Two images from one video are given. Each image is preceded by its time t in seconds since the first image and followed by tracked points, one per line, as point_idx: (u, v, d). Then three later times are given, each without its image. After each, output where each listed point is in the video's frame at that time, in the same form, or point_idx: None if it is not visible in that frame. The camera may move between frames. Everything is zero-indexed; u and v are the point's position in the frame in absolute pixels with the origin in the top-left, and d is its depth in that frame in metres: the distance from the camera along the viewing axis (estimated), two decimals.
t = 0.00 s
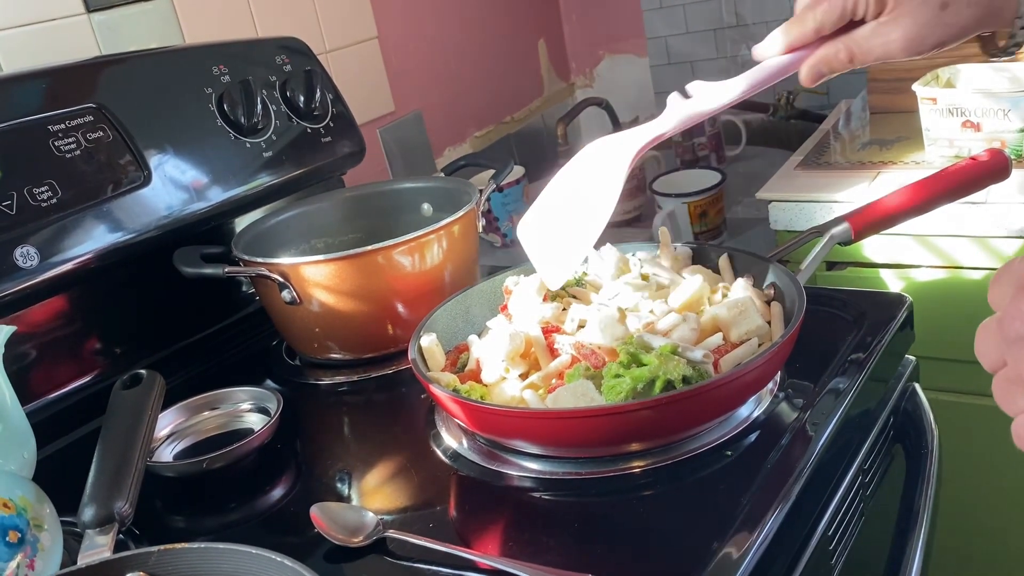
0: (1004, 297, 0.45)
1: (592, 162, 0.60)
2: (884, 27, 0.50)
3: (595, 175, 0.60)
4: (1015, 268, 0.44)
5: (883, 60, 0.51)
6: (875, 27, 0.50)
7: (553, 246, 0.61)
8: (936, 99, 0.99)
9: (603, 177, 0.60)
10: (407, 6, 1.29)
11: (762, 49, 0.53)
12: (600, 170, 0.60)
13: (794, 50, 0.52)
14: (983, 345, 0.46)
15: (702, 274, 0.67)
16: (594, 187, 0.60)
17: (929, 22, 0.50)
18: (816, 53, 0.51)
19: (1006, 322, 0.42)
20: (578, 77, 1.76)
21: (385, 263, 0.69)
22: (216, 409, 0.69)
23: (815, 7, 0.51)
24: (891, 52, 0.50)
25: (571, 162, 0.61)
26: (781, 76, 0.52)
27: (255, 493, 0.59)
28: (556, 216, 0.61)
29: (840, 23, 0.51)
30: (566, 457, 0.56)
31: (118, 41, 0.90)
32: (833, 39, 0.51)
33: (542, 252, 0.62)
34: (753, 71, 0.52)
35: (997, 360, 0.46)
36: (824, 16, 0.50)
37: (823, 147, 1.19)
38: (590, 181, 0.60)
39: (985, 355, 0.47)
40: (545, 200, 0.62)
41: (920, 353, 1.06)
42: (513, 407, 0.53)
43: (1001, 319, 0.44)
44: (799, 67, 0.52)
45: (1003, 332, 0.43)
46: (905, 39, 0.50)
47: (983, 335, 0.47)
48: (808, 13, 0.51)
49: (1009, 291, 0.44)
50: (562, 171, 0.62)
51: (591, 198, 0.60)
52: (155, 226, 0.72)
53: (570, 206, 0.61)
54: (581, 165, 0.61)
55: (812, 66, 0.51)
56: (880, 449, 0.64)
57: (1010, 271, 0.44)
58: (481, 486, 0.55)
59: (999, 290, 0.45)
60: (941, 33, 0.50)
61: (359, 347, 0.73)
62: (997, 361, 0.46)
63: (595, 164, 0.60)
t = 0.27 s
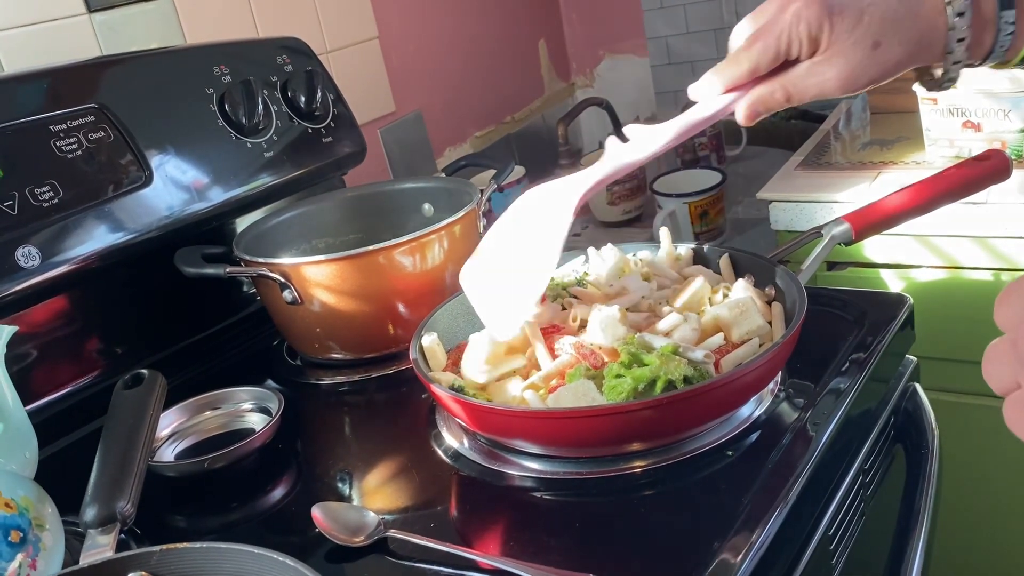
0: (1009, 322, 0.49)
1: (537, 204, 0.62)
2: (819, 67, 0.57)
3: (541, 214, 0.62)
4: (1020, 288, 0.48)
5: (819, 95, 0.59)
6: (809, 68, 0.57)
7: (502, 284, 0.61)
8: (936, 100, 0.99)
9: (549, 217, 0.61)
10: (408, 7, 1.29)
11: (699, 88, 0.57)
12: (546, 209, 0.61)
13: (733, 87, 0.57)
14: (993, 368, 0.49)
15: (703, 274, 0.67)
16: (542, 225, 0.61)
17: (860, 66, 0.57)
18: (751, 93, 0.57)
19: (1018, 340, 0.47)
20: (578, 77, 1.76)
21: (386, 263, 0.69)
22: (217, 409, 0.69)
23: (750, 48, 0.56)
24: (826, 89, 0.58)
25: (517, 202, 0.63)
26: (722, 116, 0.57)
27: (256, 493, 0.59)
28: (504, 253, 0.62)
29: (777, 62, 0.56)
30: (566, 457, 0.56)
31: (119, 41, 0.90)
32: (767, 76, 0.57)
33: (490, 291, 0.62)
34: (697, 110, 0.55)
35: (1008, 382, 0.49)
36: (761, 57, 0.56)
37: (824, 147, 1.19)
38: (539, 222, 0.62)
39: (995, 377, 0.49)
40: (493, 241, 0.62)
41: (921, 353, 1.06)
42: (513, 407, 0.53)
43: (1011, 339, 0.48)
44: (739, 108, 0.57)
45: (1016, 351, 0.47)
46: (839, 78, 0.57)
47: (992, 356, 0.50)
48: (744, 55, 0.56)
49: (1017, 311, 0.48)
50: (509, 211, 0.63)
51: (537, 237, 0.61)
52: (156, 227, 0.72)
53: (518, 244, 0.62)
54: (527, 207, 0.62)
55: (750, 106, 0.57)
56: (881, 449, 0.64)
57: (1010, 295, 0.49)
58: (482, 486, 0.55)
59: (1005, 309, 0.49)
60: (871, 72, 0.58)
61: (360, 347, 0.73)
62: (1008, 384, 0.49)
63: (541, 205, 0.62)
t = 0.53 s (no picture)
0: (999, 326, 0.49)
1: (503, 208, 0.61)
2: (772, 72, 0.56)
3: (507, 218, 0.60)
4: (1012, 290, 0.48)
5: (776, 100, 0.58)
6: (764, 73, 0.56)
7: (468, 287, 0.59)
8: (936, 99, 0.99)
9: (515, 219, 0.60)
10: (408, 6, 1.29)
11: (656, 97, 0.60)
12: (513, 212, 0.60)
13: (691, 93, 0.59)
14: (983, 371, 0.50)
15: (702, 273, 0.67)
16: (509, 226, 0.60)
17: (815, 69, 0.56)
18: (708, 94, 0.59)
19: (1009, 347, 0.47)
20: (578, 77, 1.76)
21: (384, 262, 0.69)
22: (216, 408, 0.69)
23: (703, 54, 0.57)
24: (783, 93, 0.57)
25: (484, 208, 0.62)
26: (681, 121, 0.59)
27: (255, 492, 0.59)
28: (470, 257, 0.60)
29: (732, 66, 0.57)
30: (565, 456, 0.56)
31: (118, 40, 0.90)
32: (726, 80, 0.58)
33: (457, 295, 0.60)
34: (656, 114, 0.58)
35: (1000, 386, 0.49)
36: (715, 63, 0.57)
37: (823, 146, 1.19)
38: (505, 226, 0.60)
39: (986, 379, 0.50)
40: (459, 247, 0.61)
41: (921, 353, 1.06)
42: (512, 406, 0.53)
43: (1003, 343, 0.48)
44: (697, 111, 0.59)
45: (1008, 355, 0.48)
46: (794, 82, 0.56)
47: (982, 358, 0.50)
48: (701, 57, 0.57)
49: (1008, 316, 0.48)
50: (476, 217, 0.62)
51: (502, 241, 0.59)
52: (155, 226, 0.72)
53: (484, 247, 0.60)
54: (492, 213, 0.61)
55: (708, 111, 0.59)
56: (880, 448, 0.64)
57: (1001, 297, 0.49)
58: (482, 485, 0.55)
59: (996, 313, 0.49)
60: (825, 76, 0.56)
61: (359, 346, 0.73)
62: (1000, 387, 0.49)
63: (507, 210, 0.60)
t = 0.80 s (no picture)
0: (983, 307, 0.44)
1: (493, 208, 0.61)
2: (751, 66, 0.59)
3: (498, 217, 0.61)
4: (1000, 270, 0.43)
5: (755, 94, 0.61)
6: (743, 69, 0.59)
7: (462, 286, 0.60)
8: (937, 97, 0.99)
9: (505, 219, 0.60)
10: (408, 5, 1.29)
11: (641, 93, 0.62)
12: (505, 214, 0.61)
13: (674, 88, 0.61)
14: (967, 352, 0.45)
15: (704, 271, 0.67)
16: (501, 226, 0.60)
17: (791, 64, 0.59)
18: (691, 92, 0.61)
19: (992, 324, 0.42)
20: (579, 76, 1.76)
21: (386, 260, 0.69)
22: (218, 406, 0.69)
23: (683, 52, 0.60)
24: (760, 89, 0.60)
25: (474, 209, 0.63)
26: (668, 116, 0.60)
27: (256, 490, 0.59)
28: (464, 256, 0.61)
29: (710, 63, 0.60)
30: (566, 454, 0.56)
31: (118, 39, 0.90)
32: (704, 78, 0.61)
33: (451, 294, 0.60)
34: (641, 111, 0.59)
35: (984, 367, 0.45)
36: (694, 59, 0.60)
37: (824, 145, 1.19)
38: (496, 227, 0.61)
39: (971, 361, 0.46)
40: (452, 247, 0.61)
41: (923, 352, 1.06)
42: (513, 404, 0.53)
43: (987, 324, 0.43)
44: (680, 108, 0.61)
45: (991, 335, 0.43)
46: (770, 77, 0.59)
47: (968, 340, 0.46)
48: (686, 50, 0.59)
49: (992, 295, 0.43)
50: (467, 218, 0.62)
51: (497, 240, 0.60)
52: (156, 224, 0.72)
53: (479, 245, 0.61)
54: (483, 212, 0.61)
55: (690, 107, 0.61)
56: (882, 446, 0.64)
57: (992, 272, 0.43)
58: (483, 483, 0.55)
59: (980, 295, 0.44)
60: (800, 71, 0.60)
61: (360, 345, 0.73)
62: (983, 368, 0.45)
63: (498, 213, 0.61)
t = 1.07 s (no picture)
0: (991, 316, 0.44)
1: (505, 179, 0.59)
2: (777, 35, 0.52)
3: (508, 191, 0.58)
4: (1008, 279, 0.43)
5: (778, 69, 0.53)
6: (768, 39, 0.52)
7: (467, 260, 0.60)
8: (938, 96, 0.99)
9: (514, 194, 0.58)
10: (408, 4, 1.29)
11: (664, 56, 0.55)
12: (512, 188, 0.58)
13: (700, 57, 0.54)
14: (974, 360, 0.46)
15: (704, 270, 0.67)
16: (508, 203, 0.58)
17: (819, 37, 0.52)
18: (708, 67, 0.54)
19: (999, 332, 0.42)
20: (579, 75, 1.76)
21: (386, 259, 0.69)
22: (218, 405, 0.69)
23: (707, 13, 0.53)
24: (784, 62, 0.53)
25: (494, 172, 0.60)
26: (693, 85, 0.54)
27: (256, 489, 0.59)
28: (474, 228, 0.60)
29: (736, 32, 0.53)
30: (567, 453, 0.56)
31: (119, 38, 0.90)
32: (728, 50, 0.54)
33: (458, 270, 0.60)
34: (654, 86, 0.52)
35: (992, 375, 0.45)
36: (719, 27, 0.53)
37: (824, 144, 1.19)
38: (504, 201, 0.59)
39: (979, 370, 0.46)
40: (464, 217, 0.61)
41: (922, 351, 1.06)
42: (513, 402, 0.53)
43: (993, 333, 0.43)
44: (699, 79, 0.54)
45: (997, 344, 0.43)
46: (797, 50, 0.52)
47: (976, 347, 0.46)
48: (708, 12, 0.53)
49: (1000, 303, 0.43)
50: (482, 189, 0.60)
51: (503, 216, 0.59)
52: (156, 223, 0.72)
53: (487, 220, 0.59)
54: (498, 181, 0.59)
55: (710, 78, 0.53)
56: (882, 445, 0.64)
57: (1000, 281, 0.44)
58: (483, 481, 0.55)
59: (988, 303, 0.44)
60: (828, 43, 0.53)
61: (361, 344, 0.73)
62: (991, 377, 0.45)
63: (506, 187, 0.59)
